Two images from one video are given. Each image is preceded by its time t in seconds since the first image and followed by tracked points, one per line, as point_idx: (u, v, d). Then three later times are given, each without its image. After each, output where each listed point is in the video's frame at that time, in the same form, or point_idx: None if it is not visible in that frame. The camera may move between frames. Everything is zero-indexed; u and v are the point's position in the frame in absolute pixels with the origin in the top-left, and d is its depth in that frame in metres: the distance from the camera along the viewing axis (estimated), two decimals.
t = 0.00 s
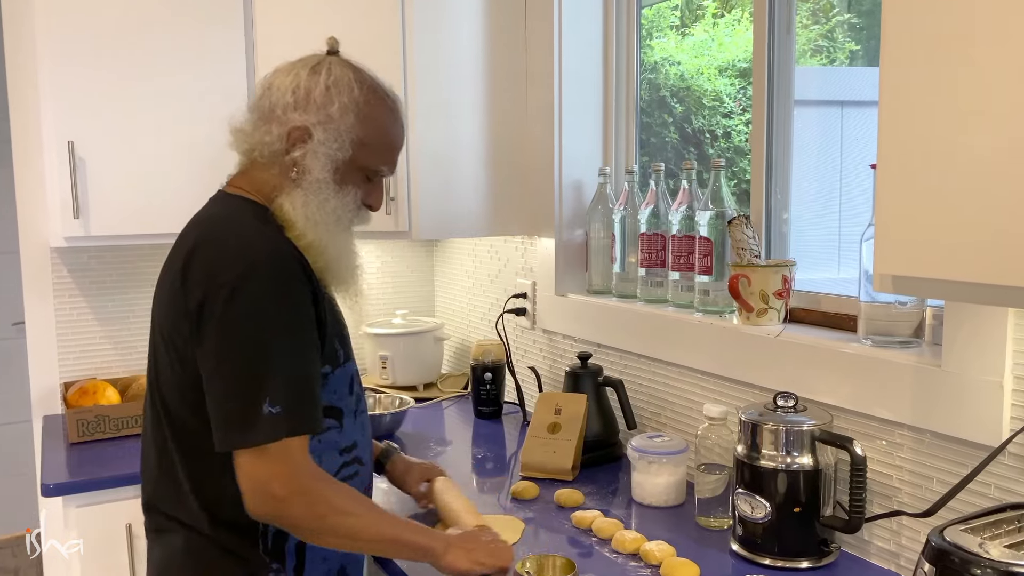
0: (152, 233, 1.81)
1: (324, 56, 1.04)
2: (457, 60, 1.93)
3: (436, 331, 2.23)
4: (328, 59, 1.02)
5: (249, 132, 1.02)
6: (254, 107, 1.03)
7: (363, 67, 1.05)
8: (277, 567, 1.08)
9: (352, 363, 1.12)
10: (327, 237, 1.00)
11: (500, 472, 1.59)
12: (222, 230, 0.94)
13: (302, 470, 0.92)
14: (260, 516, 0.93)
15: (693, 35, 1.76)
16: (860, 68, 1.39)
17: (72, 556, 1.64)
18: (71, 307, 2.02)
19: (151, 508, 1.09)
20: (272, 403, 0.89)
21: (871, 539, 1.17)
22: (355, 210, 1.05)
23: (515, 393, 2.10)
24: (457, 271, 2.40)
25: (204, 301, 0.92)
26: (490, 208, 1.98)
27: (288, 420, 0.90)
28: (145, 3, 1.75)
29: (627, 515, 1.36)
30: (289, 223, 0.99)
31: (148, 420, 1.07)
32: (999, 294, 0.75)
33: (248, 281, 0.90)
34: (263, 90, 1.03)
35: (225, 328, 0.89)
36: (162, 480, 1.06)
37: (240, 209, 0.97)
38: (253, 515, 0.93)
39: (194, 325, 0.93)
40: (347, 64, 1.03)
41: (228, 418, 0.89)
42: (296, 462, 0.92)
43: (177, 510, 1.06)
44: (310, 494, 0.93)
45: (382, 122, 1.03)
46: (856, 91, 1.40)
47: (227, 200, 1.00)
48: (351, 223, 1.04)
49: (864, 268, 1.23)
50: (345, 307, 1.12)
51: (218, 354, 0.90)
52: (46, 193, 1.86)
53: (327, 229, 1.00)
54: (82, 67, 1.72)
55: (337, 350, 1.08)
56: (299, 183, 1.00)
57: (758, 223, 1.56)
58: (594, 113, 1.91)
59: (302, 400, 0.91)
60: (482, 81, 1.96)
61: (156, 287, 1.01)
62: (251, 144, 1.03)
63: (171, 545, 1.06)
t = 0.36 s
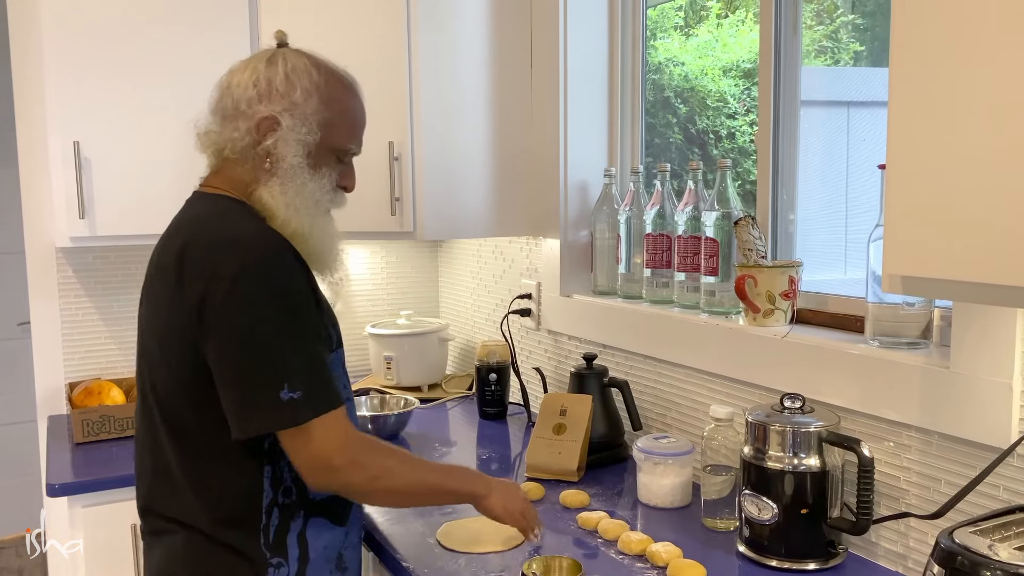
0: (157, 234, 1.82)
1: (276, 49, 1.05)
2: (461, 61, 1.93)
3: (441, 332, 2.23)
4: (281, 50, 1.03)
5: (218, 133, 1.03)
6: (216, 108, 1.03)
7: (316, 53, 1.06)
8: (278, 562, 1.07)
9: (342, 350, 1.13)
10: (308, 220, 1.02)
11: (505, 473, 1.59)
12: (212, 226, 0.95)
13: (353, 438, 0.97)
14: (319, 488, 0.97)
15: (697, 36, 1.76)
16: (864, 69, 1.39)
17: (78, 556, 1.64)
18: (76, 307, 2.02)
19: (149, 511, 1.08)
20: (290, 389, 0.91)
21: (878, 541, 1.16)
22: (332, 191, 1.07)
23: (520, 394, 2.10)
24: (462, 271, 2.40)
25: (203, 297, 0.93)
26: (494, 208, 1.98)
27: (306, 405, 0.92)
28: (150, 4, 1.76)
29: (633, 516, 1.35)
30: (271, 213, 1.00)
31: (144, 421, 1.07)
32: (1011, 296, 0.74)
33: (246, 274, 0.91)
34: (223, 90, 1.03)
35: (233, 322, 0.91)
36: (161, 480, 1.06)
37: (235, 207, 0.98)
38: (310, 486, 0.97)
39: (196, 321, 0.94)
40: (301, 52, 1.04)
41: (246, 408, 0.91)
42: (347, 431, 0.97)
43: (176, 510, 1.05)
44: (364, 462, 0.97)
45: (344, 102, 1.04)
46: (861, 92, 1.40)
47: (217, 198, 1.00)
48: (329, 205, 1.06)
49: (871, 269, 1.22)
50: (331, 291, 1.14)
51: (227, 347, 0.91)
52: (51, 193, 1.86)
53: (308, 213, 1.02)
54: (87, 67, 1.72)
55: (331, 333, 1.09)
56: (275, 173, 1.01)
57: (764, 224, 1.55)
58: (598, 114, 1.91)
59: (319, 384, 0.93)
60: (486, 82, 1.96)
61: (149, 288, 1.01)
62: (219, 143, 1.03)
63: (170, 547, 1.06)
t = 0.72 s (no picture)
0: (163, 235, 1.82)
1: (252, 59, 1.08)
2: (465, 63, 1.93)
3: (445, 334, 2.24)
4: (263, 57, 1.06)
5: (203, 136, 1.04)
6: (199, 114, 1.04)
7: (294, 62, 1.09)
8: (293, 547, 1.08)
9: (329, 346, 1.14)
10: (296, 218, 1.05)
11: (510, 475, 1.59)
12: (218, 224, 0.97)
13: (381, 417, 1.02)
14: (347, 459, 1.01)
15: (700, 37, 1.76)
16: (867, 71, 1.39)
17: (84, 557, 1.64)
18: (82, 308, 2.02)
19: (151, 514, 1.06)
20: (319, 371, 0.95)
21: (883, 543, 1.17)
22: (314, 192, 1.10)
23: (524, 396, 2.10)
24: (466, 273, 2.41)
25: (221, 290, 0.95)
26: (499, 210, 1.99)
27: (334, 386, 0.96)
28: (156, 6, 1.76)
29: (638, 517, 1.36)
30: (261, 211, 1.02)
31: (144, 421, 1.05)
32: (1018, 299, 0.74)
33: (261, 266, 0.94)
34: (205, 97, 1.05)
35: (259, 311, 0.93)
36: (162, 482, 1.04)
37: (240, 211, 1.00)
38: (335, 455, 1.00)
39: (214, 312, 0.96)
40: (281, 59, 1.07)
41: (276, 393, 0.93)
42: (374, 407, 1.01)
43: (182, 509, 1.04)
44: (392, 436, 1.02)
45: (324, 104, 1.08)
46: (865, 94, 1.40)
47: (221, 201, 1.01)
48: (313, 205, 1.09)
49: (876, 271, 1.23)
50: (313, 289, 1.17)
51: (253, 335, 0.93)
52: (58, 194, 1.87)
53: (296, 212, 1.05)
54: (94, 70, 1.73)
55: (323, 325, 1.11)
56: (262, 174, 1.03)
57: (769, 227, 1.56)
58: (602, 115, 1.92)
59: (344, 367, 0.97)
60: (490, 84, 1.96)
61: (150, 288, 1.01)
62: (203, 147, 1.04)
63: (178, 547, 1.04)
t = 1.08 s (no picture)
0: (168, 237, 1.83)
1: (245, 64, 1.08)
2: (468, 65, 1.94)
3: (448, 335, 2.24)
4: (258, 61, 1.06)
5: (196, 138, 1.04)
6: (193, 116, 1.04)
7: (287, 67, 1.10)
8: (287, 546, 1.09)
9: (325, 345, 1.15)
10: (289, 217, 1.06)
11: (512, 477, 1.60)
12: (217, 223, 0.97)
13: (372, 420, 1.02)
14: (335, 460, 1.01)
15: (703, 39, 1.77)
16: (870, 73, 1.39)
17: (87, 558, 1.65)
18: (85, 309, 2.03)
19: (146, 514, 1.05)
20: (312, 370, 0.95)
21: (885, 546, 1.17)
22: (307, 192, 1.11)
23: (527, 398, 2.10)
24: (468, 275, 2.41)
25: (218, 288, 0.95)
26: (502, 212, 1.99)
27: (327, 384, 0.97)
28: (161, 9, 1.77)
29: (640, 520, 1.36)
30: (256, 211, 1.03)
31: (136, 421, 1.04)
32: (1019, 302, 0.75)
33: (259, 265, 0.95)
34: (200, 99, 1.05)
35: (255, 309, 0.94)
36: (158, 481, 1.03)
37: (237, 212, 1.00)
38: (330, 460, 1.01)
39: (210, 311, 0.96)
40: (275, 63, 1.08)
41: (270, 391, 0.94)
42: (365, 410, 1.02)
43: (180, 508, 1.03)
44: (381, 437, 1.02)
45: (316, 106, 1.09)
46: (868, 97, 1.40)
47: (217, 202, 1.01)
48: (306, 205, 1.10)
49: (878, 274, 1.23)
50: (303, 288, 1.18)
51: (248, 333, 0.94)
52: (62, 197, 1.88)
53: (290, 212, 1.06)
54: (98, 73, 1.73)
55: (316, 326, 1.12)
56: (257, 174, 1.04)
57: (772, 229, 1.56)
58: (605, 118, 1.92)
59: (335, 366, 0.98)
60: (493, 86, 1.97)
61: (143, 286, 1.01)
62: (197, 148, 1.04)
63: (176, 547, 1.03)
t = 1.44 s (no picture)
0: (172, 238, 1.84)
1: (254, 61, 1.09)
2: (470, 68, 1.94)
3: (448, 337, 2.24)
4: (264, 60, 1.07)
5: (201, 136, 1.04)
6: (198, 114, 1.05)
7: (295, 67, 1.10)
8: (286, 553, 1.09)
9: (330, 345, 1.14)
10: (291, 219, 1.06)
11: (512, 479, 1.59)
12: (210, 227, 0.96)
13: (331, 437, 0.98)
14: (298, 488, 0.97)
15: (705, 42, 1.77)
16: (872, 76, 1.40)
17: (88, 559, 1.65)
18: (86, 311, 2.03)
19: (149, 518, 1.06)
20: (291, 379, 0.94)
21: (886, 549, 1.16)
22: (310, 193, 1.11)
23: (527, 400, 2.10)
24: (469, 277, 2.41)
25: (202, 295, 0.94)
26: (503, 214, 1.99)
27: (306, 394, 0.95)
28: (163, 11, 1.77)
29: (640, 522, 1.36)
30: (256, 211, 1.03)
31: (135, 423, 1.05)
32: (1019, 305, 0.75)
33: (242, 272, 0.93)
34: (205, 97, 1.06)
35: (235, 318, 0.92)
36: (157, 487, 1.04)
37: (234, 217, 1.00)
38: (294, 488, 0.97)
39: (196, 319, 0.95)
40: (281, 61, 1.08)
41: (248, 402, 0.92)
42: (321, 428, 0.98)
43: (178, 513, 1.04)
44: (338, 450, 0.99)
45: (321, 105, 1.09)
46: (870, 100, 1.40)
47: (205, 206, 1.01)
48: (308, 206, 1.10)
49: (879, 277, 1.23)
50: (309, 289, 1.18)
51: (228, 342, 0.92)
52: (64, 199, 1.88)
53: (292, 213, 1.06)
54: (101, 76, 1.74)
55: (321, 329, 1.11)
56: (259, 174, 1.04)
57: (773, 232, 1.56)
58: (606, 120, 1.92)
59: (315, 373, 0.97)
60: (495, 88, 1.97)
61: (139, 290, 1.01)
62: (200, 147, 1.05)
63: (176, 552, 1.04)
